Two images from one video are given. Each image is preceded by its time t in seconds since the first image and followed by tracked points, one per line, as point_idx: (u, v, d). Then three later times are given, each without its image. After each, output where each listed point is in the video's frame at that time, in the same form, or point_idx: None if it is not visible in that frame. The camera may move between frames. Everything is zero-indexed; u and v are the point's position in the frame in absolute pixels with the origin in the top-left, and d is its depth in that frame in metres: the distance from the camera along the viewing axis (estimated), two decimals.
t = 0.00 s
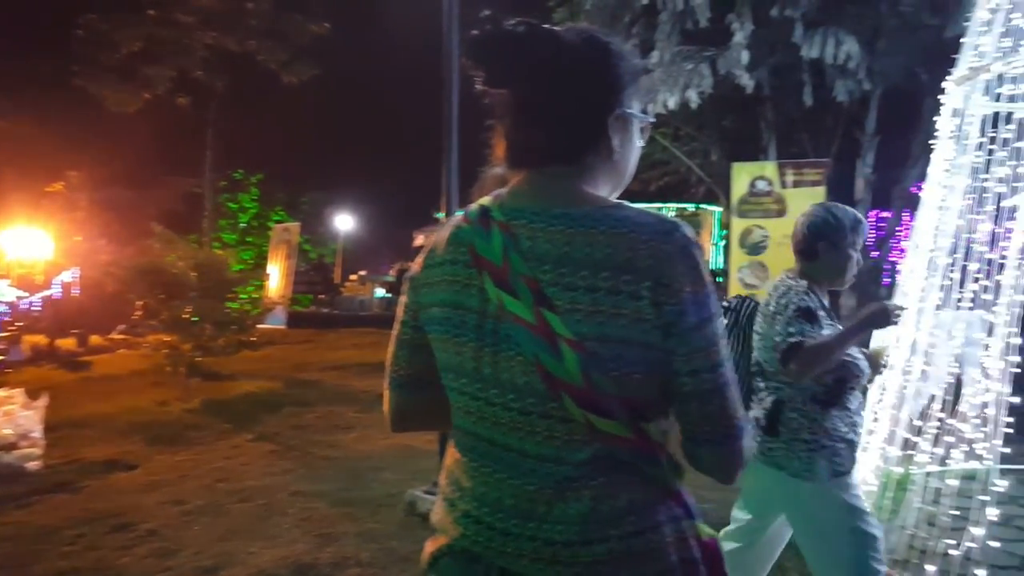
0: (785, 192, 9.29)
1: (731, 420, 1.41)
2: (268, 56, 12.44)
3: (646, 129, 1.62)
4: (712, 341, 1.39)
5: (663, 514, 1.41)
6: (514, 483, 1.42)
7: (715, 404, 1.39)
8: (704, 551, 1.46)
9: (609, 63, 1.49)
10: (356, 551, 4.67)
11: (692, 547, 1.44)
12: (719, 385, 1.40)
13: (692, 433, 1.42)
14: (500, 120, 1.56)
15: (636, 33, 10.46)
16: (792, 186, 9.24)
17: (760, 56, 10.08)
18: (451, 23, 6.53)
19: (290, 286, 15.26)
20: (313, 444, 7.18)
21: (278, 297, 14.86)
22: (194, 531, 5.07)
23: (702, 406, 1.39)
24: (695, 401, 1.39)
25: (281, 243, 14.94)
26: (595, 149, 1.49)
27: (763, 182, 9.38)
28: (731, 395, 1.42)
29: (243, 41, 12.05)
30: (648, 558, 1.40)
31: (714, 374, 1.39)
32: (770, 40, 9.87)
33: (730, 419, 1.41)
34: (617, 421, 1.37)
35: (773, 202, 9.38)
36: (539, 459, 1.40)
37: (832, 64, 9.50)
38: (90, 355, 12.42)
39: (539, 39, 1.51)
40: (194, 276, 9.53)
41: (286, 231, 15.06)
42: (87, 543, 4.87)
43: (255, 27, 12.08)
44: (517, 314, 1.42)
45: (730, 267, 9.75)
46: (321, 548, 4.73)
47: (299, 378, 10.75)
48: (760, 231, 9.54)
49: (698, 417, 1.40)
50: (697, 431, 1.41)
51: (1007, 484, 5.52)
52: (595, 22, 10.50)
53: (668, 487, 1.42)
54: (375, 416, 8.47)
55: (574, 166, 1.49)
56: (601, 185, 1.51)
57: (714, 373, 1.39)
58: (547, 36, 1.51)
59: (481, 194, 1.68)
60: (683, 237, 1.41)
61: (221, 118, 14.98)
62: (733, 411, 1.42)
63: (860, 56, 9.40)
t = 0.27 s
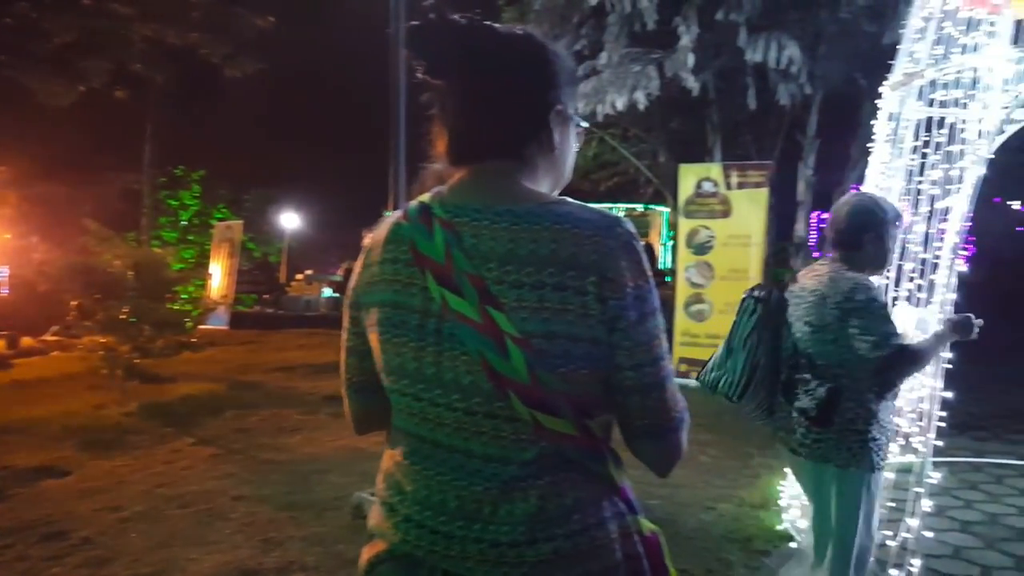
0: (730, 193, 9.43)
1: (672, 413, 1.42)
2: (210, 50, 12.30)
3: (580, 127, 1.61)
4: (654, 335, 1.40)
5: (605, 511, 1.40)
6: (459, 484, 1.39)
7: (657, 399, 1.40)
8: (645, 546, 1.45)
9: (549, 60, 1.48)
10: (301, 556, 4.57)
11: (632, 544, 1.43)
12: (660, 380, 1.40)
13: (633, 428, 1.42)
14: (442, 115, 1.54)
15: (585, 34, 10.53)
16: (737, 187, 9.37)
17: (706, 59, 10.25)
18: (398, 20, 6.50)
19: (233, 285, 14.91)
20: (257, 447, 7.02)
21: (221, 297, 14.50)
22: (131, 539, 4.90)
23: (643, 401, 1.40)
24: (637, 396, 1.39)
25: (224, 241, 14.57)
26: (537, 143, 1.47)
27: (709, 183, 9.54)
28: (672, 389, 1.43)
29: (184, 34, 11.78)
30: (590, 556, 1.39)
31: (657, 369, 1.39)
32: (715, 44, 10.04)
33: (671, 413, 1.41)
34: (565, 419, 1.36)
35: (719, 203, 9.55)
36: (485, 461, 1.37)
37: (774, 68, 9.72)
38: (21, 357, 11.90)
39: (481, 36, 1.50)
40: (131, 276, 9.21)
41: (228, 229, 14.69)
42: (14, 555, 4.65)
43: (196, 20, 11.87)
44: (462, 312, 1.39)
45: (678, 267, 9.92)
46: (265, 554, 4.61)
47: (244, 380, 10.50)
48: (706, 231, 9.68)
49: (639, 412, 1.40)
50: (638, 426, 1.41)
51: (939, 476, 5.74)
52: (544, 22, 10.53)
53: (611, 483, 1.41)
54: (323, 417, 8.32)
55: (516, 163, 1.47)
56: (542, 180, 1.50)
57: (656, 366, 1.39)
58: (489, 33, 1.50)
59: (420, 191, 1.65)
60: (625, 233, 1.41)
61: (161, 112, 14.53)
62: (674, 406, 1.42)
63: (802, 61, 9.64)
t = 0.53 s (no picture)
0: (687, 194, 9.58)
1: (619, 414, 1.43)
2: (160, 44, 11.73)
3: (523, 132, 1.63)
4: (604, 333, 1.41)
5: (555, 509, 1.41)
6: (408, 487, 1.37)
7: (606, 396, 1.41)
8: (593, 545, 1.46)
9: (496, 67, 1.50)
10: (253, 560, 4.48)
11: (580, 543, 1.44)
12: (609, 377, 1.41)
13: (581, 427, 1.42)
14: (389, 115, 1.52)
15: (543, 35, 10.56)
16: (693, 188, 9.53)
17: (663, 61, 10.37)
18: (354, 17, 6.42)
19: (184, 284, 14.56)
20: (209, 450, 6.88)
21: (172, 296, 14.15)
22: (75, 545, 4.75)
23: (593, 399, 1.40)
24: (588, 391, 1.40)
25: (175, 239, 14.22)
26: (486, 141, 1.48)
27: (666, 184, 9.69)
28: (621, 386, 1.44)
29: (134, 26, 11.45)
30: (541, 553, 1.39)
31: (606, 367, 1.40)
32: (672, 47, 10.16)
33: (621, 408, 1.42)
34: (517, 420, 1.36)
35: (676, 204, 9.68)
36: (437, 462, 1.36)
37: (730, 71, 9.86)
38: None
39: (430, 39, 1.50)
40: (77, 275, 8.93)
41: (179, 226, 14.34)
42: None
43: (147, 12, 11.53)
44: (415, 314, 1.37)
45: (635, 267, 10.01)
46: (217, 558, 4.52)
47: (196, 381, 10.27)
48: (664, 232, 9.80)
49: (588, 410, 1.41)
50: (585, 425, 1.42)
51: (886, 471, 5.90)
52: (503, 21, 10.54)
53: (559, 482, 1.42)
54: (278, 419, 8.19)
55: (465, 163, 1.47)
56: (490, 180, 1.50)
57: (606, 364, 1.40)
58: (439, 35, 1.50)
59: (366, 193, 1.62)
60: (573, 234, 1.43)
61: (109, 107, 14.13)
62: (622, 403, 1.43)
63: (756, 65, 9.80)
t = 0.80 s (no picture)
0: (644, 194, 9.68)
1: (556, 402, 1.50)
2: (109, 35, 11.40)
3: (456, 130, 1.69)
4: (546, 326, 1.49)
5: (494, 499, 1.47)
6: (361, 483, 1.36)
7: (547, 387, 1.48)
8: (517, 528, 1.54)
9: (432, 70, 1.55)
10: (201, 566, 4.40)
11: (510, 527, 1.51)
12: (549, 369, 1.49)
13: (517, 417, 1.48)
14: (329, 109, 1.51)
15: (502, 34, 10.55)
16: (651, 189, 9.64)
17: (621, 62, 10.45)
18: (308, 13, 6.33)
19: (134, 283, 14.20)
20: (159, 453, 6.72)
21: (120, 296, 13.78)
22: (14, 553, 4.60)
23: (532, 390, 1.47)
24: (531, 381, 1.47)
25: (124, 237, 13.85)
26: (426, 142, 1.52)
27: (624, 184, 9.78)
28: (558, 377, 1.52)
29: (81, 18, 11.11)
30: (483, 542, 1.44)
31: (548, 361, 1.48)
32: (629, 49, 10.26)
33: (557, 399, 1.50)
34: (474, 409, 1.41)
35: (634, 203, 9.76)
36: (391, 457, 1.36)
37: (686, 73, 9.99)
38: None
39: (372, 36, 1.50)
40: (19, 274, 8.64)
41: (129, 224, 13.97)
42: None
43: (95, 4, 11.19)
44: (381, 309, 1.37)
45: (595, 266, 10.09)
46: (164, 563, 4.43)
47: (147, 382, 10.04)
48: (622, 231, 9.88)
49: (526, 401, 1.48)
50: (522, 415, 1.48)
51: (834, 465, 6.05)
52: (462, 19, 10.54)
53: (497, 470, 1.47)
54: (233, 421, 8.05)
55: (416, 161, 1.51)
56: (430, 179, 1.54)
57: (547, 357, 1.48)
58: (381, 30, 1.51)
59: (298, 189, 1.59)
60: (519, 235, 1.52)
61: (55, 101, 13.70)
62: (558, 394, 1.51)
63: (711, 67, 9.94)
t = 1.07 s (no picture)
0: (591, 195, 9.75)
1: (466, 393, 1.58)
2: (39, 26, 10.97)
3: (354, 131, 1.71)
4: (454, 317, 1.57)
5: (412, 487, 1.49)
6: (284, 485, 1.35)
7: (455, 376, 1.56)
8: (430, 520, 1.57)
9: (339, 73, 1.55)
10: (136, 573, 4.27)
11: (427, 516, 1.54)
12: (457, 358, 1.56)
13: (425, 406, 1.56)
14: (228, 113, 1.48)
15: (448, 33, 10.52)
16: (597, 190, 9.71)
17: (566, 64, 10.53)
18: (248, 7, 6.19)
19: (63, 283, 13.66)
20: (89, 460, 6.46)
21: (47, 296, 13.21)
22: None
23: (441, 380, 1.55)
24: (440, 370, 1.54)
25: (53, 235, 13.28)
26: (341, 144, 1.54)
27: (571, 185, 9.83)
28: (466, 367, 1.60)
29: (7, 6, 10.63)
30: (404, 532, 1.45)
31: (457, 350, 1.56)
32: (574, 52, 10.36)
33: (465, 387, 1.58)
34: (395, 403, 1.44)
35: (580, 204, 9.83)
36: (308, 453, 1.36)
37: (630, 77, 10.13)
38: None
39: (273, 37, 1.49)
40: None
41: (57, 222, 13.40)
42: None
43: None
44: (302, 303, 1.38)
45: (541, 266, 10.10)
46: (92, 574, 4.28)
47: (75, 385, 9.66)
48: (568, 232, 9.94)
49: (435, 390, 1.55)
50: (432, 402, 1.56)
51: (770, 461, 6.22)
52: (409, 17, 10.52)
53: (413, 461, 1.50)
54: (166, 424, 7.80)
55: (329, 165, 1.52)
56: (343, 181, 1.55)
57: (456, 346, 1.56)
58: (288, 33, 1.50)
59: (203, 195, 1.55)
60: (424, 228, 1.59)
61: None
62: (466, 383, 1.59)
63: (655, 71, 10.11)
